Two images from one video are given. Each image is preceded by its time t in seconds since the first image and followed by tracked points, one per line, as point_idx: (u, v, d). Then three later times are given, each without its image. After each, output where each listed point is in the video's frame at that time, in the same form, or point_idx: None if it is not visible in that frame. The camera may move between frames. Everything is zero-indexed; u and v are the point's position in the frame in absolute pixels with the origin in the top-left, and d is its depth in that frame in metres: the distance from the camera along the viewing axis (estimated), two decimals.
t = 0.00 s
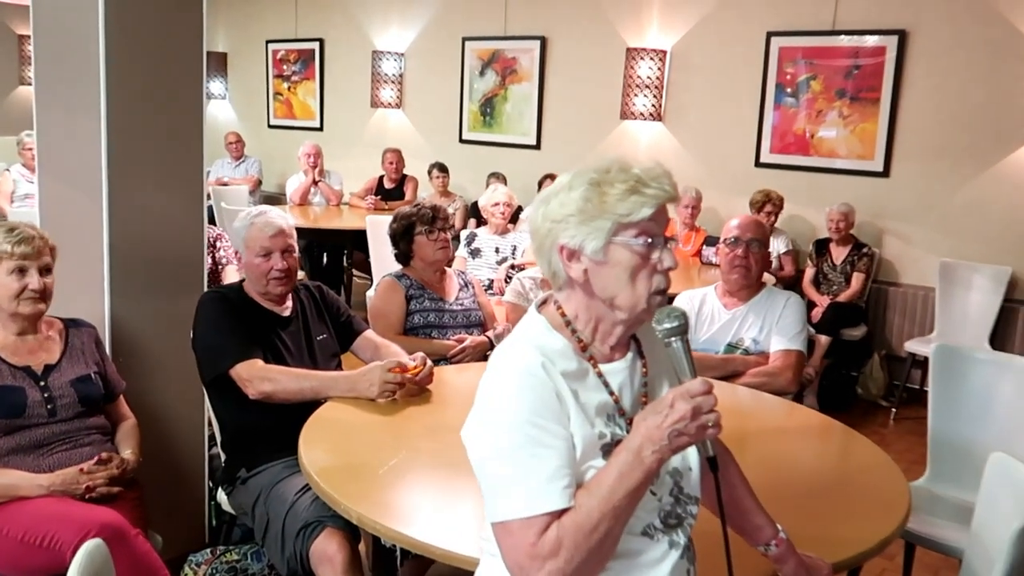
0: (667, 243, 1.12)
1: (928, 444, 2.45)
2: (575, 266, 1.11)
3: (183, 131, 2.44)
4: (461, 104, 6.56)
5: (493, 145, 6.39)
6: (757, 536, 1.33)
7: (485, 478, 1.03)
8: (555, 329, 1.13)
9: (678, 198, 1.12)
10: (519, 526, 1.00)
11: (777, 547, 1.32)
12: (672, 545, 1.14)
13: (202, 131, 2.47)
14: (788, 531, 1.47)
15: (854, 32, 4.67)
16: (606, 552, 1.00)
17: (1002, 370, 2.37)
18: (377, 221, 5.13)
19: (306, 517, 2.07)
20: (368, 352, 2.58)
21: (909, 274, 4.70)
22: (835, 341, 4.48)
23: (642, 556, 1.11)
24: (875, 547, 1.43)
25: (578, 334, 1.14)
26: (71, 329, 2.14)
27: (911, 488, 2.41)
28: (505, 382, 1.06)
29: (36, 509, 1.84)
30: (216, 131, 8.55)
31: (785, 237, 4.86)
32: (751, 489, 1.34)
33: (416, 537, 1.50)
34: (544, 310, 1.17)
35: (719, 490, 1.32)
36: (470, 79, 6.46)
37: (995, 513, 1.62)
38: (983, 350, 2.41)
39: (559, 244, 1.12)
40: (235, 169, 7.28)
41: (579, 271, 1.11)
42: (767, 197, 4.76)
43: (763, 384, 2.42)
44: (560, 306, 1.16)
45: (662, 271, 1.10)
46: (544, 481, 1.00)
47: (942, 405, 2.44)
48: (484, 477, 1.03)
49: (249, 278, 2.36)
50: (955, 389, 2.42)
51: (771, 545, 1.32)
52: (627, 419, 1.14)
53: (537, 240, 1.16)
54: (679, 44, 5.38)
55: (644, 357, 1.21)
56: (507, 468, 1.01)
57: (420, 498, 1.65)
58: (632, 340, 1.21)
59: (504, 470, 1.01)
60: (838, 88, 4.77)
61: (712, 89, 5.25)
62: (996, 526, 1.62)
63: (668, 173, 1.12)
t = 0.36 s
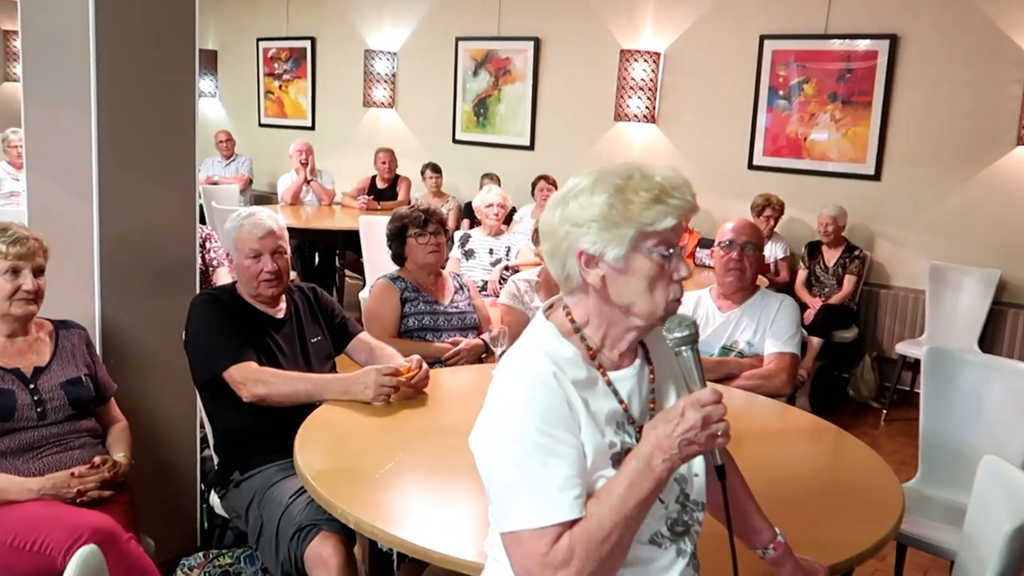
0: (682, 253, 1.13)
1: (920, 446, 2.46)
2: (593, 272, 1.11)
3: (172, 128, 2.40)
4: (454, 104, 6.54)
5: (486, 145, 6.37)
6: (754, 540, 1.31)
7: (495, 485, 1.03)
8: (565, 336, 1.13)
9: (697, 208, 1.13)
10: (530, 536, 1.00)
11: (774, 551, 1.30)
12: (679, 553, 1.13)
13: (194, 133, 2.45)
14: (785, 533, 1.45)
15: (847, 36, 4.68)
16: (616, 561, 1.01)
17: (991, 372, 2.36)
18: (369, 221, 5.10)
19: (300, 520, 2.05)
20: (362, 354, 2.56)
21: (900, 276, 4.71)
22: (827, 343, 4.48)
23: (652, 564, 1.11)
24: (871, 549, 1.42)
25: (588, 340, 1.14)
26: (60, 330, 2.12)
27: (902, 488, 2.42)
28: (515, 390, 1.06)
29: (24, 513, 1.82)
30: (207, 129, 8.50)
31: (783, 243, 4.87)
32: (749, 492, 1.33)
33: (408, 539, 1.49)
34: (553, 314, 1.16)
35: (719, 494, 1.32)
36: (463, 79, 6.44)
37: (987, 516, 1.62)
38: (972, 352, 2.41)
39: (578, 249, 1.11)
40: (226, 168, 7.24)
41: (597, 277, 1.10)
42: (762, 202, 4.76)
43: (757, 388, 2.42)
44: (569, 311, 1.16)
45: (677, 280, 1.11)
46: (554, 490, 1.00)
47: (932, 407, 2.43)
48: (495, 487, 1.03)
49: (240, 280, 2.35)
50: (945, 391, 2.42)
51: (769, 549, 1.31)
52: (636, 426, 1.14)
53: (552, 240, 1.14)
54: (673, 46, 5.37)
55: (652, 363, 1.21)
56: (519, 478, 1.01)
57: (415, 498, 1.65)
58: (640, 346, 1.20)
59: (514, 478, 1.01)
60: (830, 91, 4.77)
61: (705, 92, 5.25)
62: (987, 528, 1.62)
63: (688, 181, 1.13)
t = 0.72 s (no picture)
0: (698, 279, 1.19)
1: (921, 458, 2.46)
2: (611, 294, 1.17)
3: (173, 141, 2.40)
4: (452, 112, 6.55)
5: (484, 154, 6.38)
6: (762, 559, 1.33)
7: (504, 509, 1.07)
8: (575, 358, 1.19)
9: (716, 235, 1.20)
10: (538, 561, 1.04)
11: (781, 571, 1.32)
12: None
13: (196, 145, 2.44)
14: (790, 551, 1.46)
15: (845, 47, 4.70)
16: None
17: (991, 385, 2.36)
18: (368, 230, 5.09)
19: (302, 535, 2.04)
20: (363, 367, 2.56)
21: (898, 286, 4.72)
22: (827, 353, 4.49)
23: None
24: (876, 566, 1.43)
25: (599, 362, 1.19)
26: (63, 343, 2.11)
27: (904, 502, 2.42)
28: (527, 414, 1.10)
29: (25, 528, 1.81)
30: (204, 138, 8.49)
31: (783, 253, 4.87)
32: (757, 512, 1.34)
33: (405, 554, 1.49)
34: (565, 335, 1.22)
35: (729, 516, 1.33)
36: (461, 88, 6.45)
37: (991, 534, 1.62)
38: (973, 365, 2.42)
39: (598, 271, 1.17)
40: (224, 176, 7.23)
41: (615, 299, 1.16)
42: (763, 211, 4.77)
43: (758, 402, 2.43)
44: (581, 332, 1.21)
45: (692, 305, 1.18)
46: (562, 517, 1.04)
47: (933, 420, 2.44)
48: (504, 511, 1.07)
49: (240, 294, 2.35)
50: (946, 404, 2.43)
51: (775, 569, 1.32)
52: (646, 450, 1.19)
53: (571, 261, 1.20)
54: (671, 56, 5.39)
55: (663, 385, 1.26)
56: (529, 504, 1.05)
57: (420, 509, 1.66)
58: (652, 368, 1.26)
59: (524, 504, 1.05)
60: (828, 101, 4.79)
61: (703, 101, 5.27)
62: (991, 545, 1.63)
63: (707, 208, 1.19)
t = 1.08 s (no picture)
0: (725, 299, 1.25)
1: (952, 473, 2.44)
2: (637, 316, 1.22)
3: (197, 159, 2.42)
4: (466, 124, 6.58)
5: (498, 165, 6.40)
6: None
7: (533, 533, 1.11)
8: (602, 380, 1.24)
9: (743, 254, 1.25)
10: None
11: None
12: None
13: (219, 163, 2.46)
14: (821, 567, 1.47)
15: (861, 54, 4.69)
16: None
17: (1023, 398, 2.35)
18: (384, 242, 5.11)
19: (325, 552, 2.05)
20: (385, 382, 2.57)
21: (919, 295, 4.69)
22: (848, 363, 4.47)
23: None
24: None
25: (625, 385, 1.24)
26: (91, 360, 2.14)
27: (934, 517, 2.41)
28: (554, 438, 1.13)
29: (54, 546, 1.84)
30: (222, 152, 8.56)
31: (800, 261, 4.86)
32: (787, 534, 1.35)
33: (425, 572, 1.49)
34: (590, 357, 1.27)
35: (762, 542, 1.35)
36: (475, 99, 6.48)
37: None
38: (1002, 377, 2.41)
39: (623, 292, 1.23)
40: (242, 190, 7.29)
41: (641, 321, 1.22)
42: (779, 221, 4.76)
43: (782, 417, 2.42)
44: (607, 354, 1.26)
45: (719, 326, 1.23)
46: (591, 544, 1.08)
47: (963, 435, 2.42)
48: (534, 536, 1.11)
49: (262, 311, 2.36)
50: (976, 418, 2.41)
51: None
52: (674, 474, 1.24)
53: (596, 281, 1.26)
54: (685, 66, 5.39)
55: (690, 408, 1.31)
56: (558, 530, 1.09)
57: (438, 527, 1.66)
58: (678, 391, 1.31)
59: (553, 530, 1.09)
60: (844, 108, 4.78)
61: (717, 110, 5.27)
62: None
63: (734, 229, 1.24)
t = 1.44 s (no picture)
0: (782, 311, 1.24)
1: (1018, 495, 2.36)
2: (690, 328, 1.23)
3: (249, 172, 2.46)
4: (508, 136, 6.60)
5: (540, 176, 6.40)
6: None
7: (593, 550, 1.14)
8: (657, 396, 1.24)
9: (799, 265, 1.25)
10: None
11: None
12: None
13: (271, 177, 2.50)
14: None
15: (913, 59, 4.61)
16: None
17: None
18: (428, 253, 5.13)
19: (373, 563, 2.05)
20: (432, 395, 2.58)
21: (977, 308, 4.58)
22: (903, 379, 4.36)
23: None
24: None
25: (681, 400, 1.24)
26: (148, 369, 2.18)
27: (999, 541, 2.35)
28: (611, 453, 1.16)
29: (113, 550, 1.89)
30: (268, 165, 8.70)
31: (850, 273, 4.79)
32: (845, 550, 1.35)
33: None
34: (645, 373, 1.28)
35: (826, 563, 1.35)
36: (517, 111, 6.50)
37: None
38: None
39: (676, 304, 1.23)
40: (288, 202, 7.40)
41: (695, 333, 1.22)
42: (820, 233, 4.68)
43: (837, 434, 2.37)
44: (661, 368, 1.27)
45: (776, 339, 1.23)
46: (654, 561, 1.10)
47: None
48: (593, 553, 1.14)
49: (311, 322, 2.38)
50: None
51: None
52: (733, 491, 1.24)
53: (648, 294, 1.26)
54: (730, 75, 5.35)
55: (747, 424, 1.31)
56: (619, 546, 1.11)
57: (485, 539, 1.66)
58: (734, 407, 1.30)
59: (613, 547, 1.11)
60: (897, 115, 4.70)
61: (762, 120, 5.23)
62: None
63: (789, 239, 1.25)
